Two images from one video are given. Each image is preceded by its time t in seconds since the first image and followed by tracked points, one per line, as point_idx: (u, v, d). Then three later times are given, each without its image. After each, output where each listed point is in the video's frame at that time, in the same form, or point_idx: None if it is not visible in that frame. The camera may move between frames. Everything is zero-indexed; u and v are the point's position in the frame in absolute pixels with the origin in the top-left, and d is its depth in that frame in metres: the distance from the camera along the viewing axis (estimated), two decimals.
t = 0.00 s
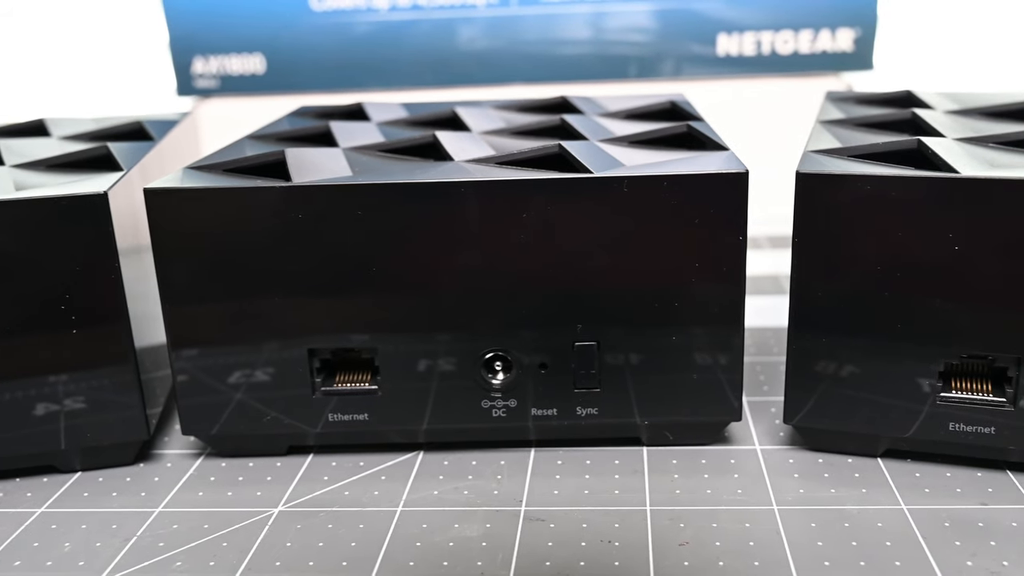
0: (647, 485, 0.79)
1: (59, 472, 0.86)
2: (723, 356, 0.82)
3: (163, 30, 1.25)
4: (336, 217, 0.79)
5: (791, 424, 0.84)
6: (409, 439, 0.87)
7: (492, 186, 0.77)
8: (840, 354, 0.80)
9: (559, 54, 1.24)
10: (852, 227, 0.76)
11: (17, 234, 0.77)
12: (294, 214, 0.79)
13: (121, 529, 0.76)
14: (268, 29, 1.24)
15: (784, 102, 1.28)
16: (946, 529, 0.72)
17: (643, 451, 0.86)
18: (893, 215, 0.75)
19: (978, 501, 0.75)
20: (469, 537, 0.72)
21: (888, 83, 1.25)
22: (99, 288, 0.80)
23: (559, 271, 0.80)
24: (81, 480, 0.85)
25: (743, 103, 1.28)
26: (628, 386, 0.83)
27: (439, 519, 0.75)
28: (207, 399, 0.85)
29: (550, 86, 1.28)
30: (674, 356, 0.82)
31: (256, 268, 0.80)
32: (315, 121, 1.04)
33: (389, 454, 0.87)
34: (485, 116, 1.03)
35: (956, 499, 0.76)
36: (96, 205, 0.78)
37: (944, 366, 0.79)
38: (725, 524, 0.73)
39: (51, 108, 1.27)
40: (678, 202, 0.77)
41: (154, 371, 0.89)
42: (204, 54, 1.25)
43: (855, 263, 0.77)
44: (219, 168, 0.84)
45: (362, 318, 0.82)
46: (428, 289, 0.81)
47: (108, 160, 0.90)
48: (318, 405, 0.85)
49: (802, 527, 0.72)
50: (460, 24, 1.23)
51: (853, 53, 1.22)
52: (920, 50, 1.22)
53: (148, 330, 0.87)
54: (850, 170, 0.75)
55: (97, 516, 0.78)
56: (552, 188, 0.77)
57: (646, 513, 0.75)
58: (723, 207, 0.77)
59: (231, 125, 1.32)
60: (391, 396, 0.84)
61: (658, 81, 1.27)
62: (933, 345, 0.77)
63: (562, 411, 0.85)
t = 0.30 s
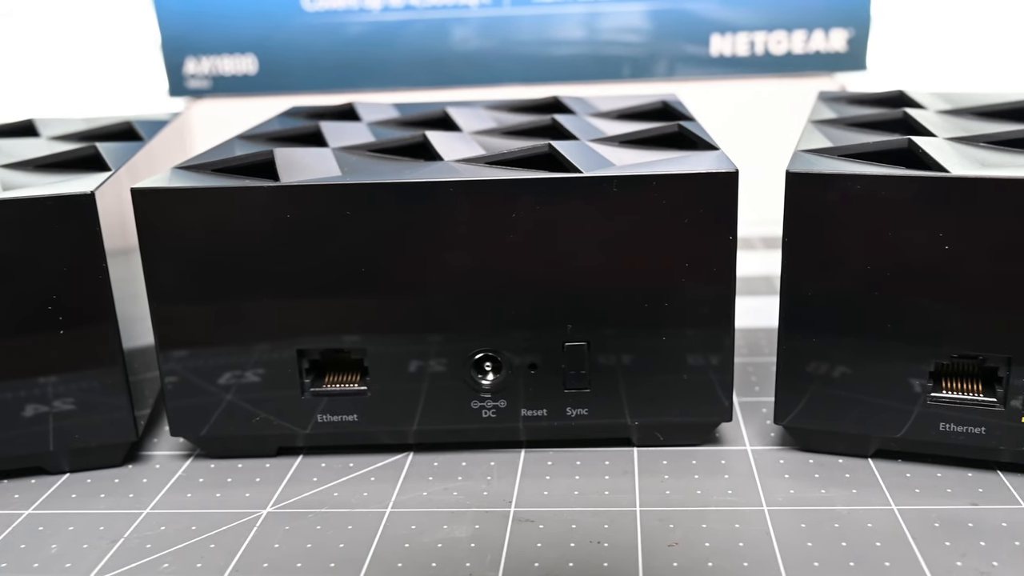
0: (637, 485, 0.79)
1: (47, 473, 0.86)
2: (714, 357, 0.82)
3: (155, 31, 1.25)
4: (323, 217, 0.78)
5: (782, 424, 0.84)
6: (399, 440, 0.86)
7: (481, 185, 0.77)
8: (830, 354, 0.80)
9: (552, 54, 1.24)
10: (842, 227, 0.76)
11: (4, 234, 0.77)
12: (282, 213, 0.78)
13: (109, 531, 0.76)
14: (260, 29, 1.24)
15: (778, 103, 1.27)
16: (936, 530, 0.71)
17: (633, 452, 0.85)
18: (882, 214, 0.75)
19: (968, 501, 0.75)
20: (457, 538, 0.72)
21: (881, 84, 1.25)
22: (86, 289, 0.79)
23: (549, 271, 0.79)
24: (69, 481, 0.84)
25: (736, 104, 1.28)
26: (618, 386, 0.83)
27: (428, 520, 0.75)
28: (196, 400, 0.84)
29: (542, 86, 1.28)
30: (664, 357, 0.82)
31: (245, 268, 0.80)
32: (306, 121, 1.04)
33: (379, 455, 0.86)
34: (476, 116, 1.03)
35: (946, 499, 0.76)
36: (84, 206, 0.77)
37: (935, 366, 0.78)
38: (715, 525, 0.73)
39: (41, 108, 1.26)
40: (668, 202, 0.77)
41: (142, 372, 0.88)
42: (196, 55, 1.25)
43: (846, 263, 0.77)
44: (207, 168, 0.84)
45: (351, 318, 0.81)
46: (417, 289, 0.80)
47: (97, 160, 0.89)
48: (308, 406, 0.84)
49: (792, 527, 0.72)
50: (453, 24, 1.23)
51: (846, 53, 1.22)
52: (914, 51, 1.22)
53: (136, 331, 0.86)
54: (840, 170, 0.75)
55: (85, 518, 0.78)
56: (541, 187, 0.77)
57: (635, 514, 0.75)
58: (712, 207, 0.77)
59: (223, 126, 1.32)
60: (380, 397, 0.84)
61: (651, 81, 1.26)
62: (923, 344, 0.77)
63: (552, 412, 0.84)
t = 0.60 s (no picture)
0: (626, 486, 0.79)
1: (34, 475, 0.85)
2: (705, 357, 0.81)
3: (147, 31, 1.25)
4: (312, 218, 0.78)
5: (773, 425, 0.84)
6: (389, 441, 0.86)
7: (469, 186, 0.77)
8: (820, 354, 0.80)
9: (545, 54, 1.24)
10: (832, 227, 0.76)
11: None
12: (269, 213, 0.78)
13: (95, 533, 0.75)
14: (252, 29, 1.23)
15: (771, 103, 1.27)
16: (925, 531, 0.71)
17: (623, 453, 0.85)
18: (872, 214, 0.74)
19: (958, 502, 0.75)
20: (446, 540, 0.72)
21: (874, 84, 1.24)
22: (74, 289, 0.79)
23: (538, 272, 0.79)
24: (57, 483, 0.84)
25: (730, 104, 1.28)
26: (608, 387, 0.83)
27: (416, 522, 0.75)
28: (186, 401, 0.84)
29: (535, 86, 1.27)
30: (654, 357, 0.82)
31: (233, 268, 0.79)
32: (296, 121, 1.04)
33: (368, 456, 0.86)
34: (467, 116, 1.02)
35: (935, 500, 0.76)
36: (71, 206, 0.77)
37: (925, 367, 0.78)
38: (703, 526, 0.73)
39: (32, 108, 1.26)
40: (657, 202, 0.77)
41: (131, 373, 0.88)
42: (188, 55, 1.24)
43: (835, 263, 0.77)
44: (196, 168, 0.83)
45: (340, 319, 0.81)
46: (405, 289, 0.80)
47: (85, 160, 0.89)
48: (297, 407, 0.84)
49: (781, 528, 0.72)
50: (446, 25, 1.23)
51: (840, 54, 1.21)
52: (907, 51, 1.22)
53: (124, 332, 0.86)
54: (830, 170, 0.75)
55: (72, 520, 0.77)
56: (530, 187, 0.77)
57: (625, 515, 0.74)
58: (702, 207, 0.77)
59: (215, 125, 1.32)
60: (369, 398, 0.84)
61: (644, 81, 1.26)
62: (913, 345, 0.77)
63: (541, 413, 0.84)
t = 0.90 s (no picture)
0: (612, 489, 0.78)
1: (17, 478, 0.85)
2: (691, 359, 0.81)
3: (136, 31, 1.24)
4: (295, 219, 0.78)
5: (759, 428, 0.84)
6: (374, 444, 0.86)
7: (453, 187, 0.76)
8: (805, 356, 0.79)
9: (534, 55, 1.23)
10: (816, 229, 0.75)
11: None
12: (251, 215, 0.78)
13: (77, 537, 0.75)
14: (241, 29, 1.23)
15: (762, 103, 1.27)
16: (911, 534, 0.71)
17: (609, 456, 0.85)
18: (856, 216, 0.74)
19: (943, 505, 0.75)
20: (429, 544, 0.71)
21: (864, 84, 1.24)
22: (56, 292, 0.78)
23: (522, 274, 0.79)
24: (40, 486, 0.83)
25: (720, 104, 1.27)
26: (593, 390, 0.83)
27: (400, 526, 0.74)
28: (171, 404, 0.84)
29: (524, 86, 1.27)
30: (640, 360, 0.81)
31: (216, 270, 0.79)
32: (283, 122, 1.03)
33: (353, 459, 0.86)
34: (455, 117, 1.02)
35: (921, 503, 0.75)
36: (52, 208, 0.76)
37: (910, 369, 0.78)
38: (688, 530, 0.72)
39: (19, 108, 1.25)
40: (642, 204, 0.77)
41: (114, 376, 0.87)
42: (177, 55, 1.24)
43: (820, 265, 0.76)
44: (179, 170, 0.83)
45: (324, 322, 0.81)
46: (389, 291, 0.80)
47: (68, 161, 0.88)
48: (281, 410, 0.84)
49: (766, 531, 0.72)
50: (436, 25, 1.22)
51: (829, 54, 1.21)
52: (897, 51, 1.22)
53: (107, 335, 0.86)
54: (815, 171, 0.75)
55: (54, 524, 0.77)
56: (514, 189, 0.76)
57: (609, 518, 0.74)
58: (686, 209, 0.77)
59: (203, 125, 1.31)
60: (353, 401, 0.83)
61: (634, 82, 1.26)
62: (898, 347, 0.77)
63: (526, 416, 0.84)
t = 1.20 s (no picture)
0: (602, 490, 0.78)
1: (7, 480, 0.85)
2: (681, 360, 0.81)
3: (129, 31, 1.24)
4: (284, 220, 0.78)
5: (749, 429, 0.84)
6: (365, 445, 0.86)
7: (442, 189, 0.76)
8: (796, 357, 0.79)
9: (527, 54, 1.23)
10: (805, 230, 0.75)
11: None
12: (241, 216, 0.77)
13: (66, 539, 0.75)
14: (234, 29, 1.23)
15: (756, 103, 1.27)
16: (900, 535, 0.71)
17: (599, 456, 0.85)
18: (845, 217, 0.74)
19: (932, 506, 0.75)
20: (418, 545, 0.71)
21: (858, 83, 1.24)
22: (45, 293, 0.78)
23: (512, 274, 0.79)
24: (29, 488, 0.83)
25: (715, 104, 1.27)
26: (583, 391, 0.83)
27: (389, 527, 0.74)
28: (162, 405, 0.83)
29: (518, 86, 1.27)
30: (630, 360, 0.81)
31: (206, 271, 0.79)
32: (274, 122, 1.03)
33: (343, 460, 0.86)
34: (446, 117, 1.02)
35: (910, 504, 0.75)
36: (41, 209, 0.76)
37: (900, 369, 0.78)
38: (677, 531, 0.72)
39: (12, 108, 1.25)
40: (631, 205, 0.77)
41: (104, 377, 0.87)
42: (171, 55, 1.24)
43: (810, 265, 0.76)
44: (169, 171, 0.83)
45: (314, 323, 0.81)
46: (379, 292, 0.80)
47: (58, 162, 0.88)
48: (270, 411, 0.84)
49: (755, 533, 0.72)
50: (433, 24, 1.22)
51: (823, 54, 1.21)
52: (890, 50, 1.21)
53: (96, 337, 0.86)
54: (804, 172, 0.75)
55: (43, 526, 0.77)
56: (503, 190, 0.76)
57: (598, 519, 0.74)
58: (676, 210, 0.77)
59: (197, 125, 1.31)
60: (344, 402, 0.83)
61: (627, 81, 1.26)
62: (888, 348, 0.77)
63: (516, 417, 0.84)
